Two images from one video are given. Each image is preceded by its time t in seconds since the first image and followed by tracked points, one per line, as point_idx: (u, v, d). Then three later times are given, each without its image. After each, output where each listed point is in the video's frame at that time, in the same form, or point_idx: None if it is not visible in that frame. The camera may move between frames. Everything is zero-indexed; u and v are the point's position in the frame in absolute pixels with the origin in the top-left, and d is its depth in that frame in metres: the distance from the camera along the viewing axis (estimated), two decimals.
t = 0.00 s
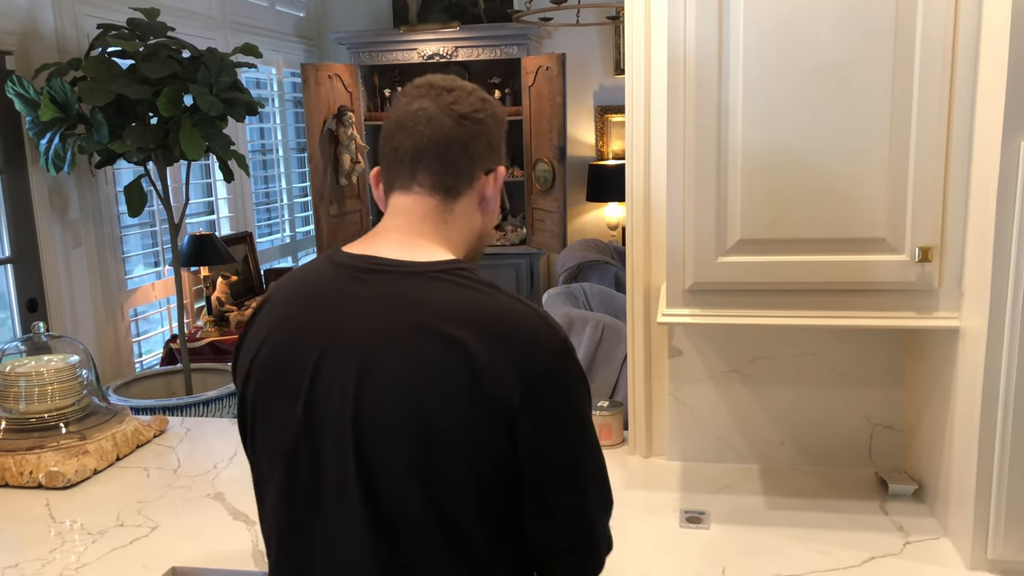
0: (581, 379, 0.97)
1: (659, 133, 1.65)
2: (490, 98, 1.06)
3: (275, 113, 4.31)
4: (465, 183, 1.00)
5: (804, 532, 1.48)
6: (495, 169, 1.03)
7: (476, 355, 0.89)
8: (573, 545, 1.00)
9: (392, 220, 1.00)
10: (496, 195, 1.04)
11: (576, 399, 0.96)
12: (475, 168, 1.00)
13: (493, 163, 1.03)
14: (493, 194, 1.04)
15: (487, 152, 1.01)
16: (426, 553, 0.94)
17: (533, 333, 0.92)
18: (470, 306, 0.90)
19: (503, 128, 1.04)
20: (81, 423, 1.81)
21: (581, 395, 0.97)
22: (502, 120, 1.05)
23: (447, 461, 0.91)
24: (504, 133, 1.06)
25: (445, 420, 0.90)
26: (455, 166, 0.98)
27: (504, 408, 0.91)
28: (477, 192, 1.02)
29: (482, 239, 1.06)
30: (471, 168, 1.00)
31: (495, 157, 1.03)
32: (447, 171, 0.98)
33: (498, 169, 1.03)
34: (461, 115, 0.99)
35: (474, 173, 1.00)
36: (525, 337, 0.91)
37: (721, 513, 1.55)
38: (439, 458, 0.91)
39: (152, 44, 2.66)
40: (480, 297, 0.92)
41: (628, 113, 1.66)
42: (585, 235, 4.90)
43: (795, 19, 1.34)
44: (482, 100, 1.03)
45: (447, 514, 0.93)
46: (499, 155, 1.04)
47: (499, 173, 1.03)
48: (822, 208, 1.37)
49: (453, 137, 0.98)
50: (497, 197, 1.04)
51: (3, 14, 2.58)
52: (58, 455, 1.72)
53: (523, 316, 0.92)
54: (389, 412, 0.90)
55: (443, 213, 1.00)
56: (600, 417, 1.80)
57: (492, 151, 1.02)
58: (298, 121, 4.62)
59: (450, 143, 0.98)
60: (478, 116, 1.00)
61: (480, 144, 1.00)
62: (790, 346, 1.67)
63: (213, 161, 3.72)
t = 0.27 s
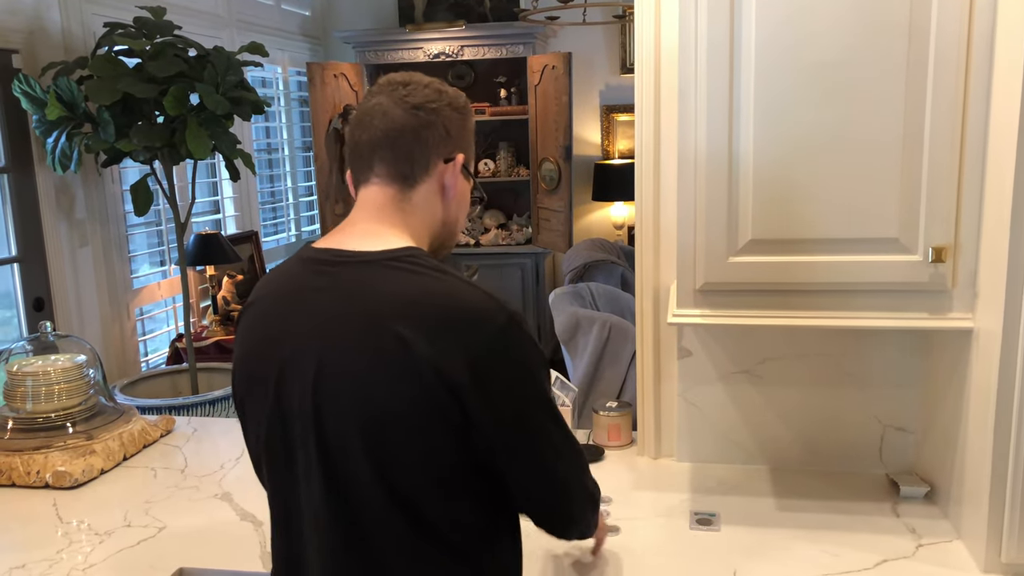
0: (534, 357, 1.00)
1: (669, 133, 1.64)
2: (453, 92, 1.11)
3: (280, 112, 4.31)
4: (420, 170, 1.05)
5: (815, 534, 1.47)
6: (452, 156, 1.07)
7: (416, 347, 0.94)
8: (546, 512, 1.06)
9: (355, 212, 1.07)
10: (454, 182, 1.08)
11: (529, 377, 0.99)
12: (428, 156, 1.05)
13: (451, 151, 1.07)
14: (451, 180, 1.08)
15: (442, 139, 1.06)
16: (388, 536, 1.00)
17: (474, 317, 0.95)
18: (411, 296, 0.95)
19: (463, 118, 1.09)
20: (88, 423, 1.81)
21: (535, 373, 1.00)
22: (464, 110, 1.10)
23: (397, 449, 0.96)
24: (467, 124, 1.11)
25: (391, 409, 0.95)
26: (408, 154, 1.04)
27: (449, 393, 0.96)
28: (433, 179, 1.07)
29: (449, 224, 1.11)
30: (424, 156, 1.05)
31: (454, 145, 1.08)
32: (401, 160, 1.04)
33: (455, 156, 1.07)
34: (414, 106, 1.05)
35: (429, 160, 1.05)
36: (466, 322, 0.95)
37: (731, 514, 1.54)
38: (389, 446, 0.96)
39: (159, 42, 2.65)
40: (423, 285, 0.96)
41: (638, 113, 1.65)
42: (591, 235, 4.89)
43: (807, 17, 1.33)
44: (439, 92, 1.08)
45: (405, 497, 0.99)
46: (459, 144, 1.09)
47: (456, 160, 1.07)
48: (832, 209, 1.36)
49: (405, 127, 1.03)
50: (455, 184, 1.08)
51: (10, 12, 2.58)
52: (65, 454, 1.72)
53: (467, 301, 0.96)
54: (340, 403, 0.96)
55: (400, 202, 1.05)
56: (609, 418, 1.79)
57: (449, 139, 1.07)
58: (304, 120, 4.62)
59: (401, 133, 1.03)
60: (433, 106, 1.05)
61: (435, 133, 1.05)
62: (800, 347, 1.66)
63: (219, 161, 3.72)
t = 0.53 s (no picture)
0: (516, 339, 1.02)
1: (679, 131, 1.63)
2: (465, 104, 1.14)
3: (284, 109, 4.29)
4: (416, 169, 1.08)
5: (825, 536, 1.45)
6: (450, 159, 1.09)
7: (393, 322, 0.98)
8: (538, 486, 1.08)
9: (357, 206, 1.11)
10: (451, 184, 1.10)
11: (509, 358, 1.01)
12: (426, 156, 1.08)
13: (450, 155, 1.09)
14: (448, 183, 1.10)
15: (442, 142, 1.08)
16: (367, 509, 1.04)
17: (452, 296, 0.98)
18: (392, 274, 0.99)
19: (468, 125, 1.11)
20: (92, 422, 1.80)
21: (516, 355, 1.02)
22: (471, 119, 1.12)
23: (373, 422, 1.00)
24: (474, 133, 1.13)
25: (368, 383, 0.99)
26: (406, 153, 1.07)
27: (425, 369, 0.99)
28: (430, 179, 1.09)
29: (448, 225, 1.13)
30: (420, 157, 1.08)
31: (455, 150, 1.10)
32: (398, 158, 1.08)
33: (454, 159, 1.09)
34: (417, 110, 1.09)
35: (426, 160, 1.08)
36: (443, 301, 0.98)
37: (739, 515, 1.53)
38: (367, 419, 1.00)
39: (163, 39, 2.64)
40: (404, 264, 1.00)
41: (647, 112, 1.63)
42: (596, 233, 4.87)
43: (818, 13, 1.31)
44: (447, 101, 1.11)
45: (384, 471, 1.03)
46: (461, 150, 1.11)
47: (454, 163, 1.09)
48: (842, 207, 1.35)
49: (405, 128, 1.07)
50: (451, 186, 1.10)
51: (13, 8, 2.57)
52: (69, 454, 1.71)
53: (447, 281, 0.99)
54: (322, 376, 1.01)
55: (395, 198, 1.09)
56: (616, 418, 1.78)
57: (449, 143, 1.09)
58: (308, 117, 4.61)
59: (400, 133, 1.07)
60: (435, 111, 1.09)
61: (434, 135, 1.08)
62: (809, 347, 1.65)
63: (223, 158, 3.70)
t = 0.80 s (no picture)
0: (516, 335, 1.02)
1: (684, 130, 1.62)
2: (491, 121, 1.15)
3: (287, 108, 4.29)
4: (430, 173, 1.10)
5: (831, 537, 1.45)
6: (465, 166, 1.10)
7: (395, 312, 0.99)
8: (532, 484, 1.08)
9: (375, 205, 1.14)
10: (463, 189, 1.10)
11: (506, 351, 1.01)
12: (441, 161, 1.09)
13: (466, 162, 1.10)
14: (461, 189, 1.10)
15: (460, 150, 1.10)
16: (363, 502, 1.03)
17: (452, 289, 0.99)
18: (394, 266, 1.00)
19: (487, 138, 1.12)
20: (96, 421, 1.80)
21: (516, 349, 1.02)
22: (492, 133, 1.13)
23: (373, 413, 1.00)
24: (495, 146, 1.13)
25: (368, 374, 0.99)
26: (422, 157, 1.10)
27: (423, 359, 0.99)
28: (444, 184, 1.10)
29: (459, 233, 1.13)
30: (436, 161, 1.09)
31: (472, 159, 1.11)
32: (415, 161, 1.10)
33: (469, 166, 1.10)
34: (439, 120, 1.11)
35: (441, 165, 1.10)
36: (444, 291, 0.99)
37: (744, 516, 1.52)
38: (366, 411, 1.00)
39: (166, 37, 2.63)
40: (406, 256, 1.01)
41: (651, 111, 1.63)
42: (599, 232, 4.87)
43: (825, 12, 1.31)
44: (470, 115, 1.13)
45: (381, 464, 1.02)
46: (479, 160, 1.11)
47: (468, 170, 1.10)
48: (848, 206, 1.34)
49: (425, 136, 1.10)
50: (464, 192, 1.10)
51: (16, 7, 2.57)
52: (73, 453, 1.71)
53: (446, 271, 1.00)
54: (322, 369, 1.01)
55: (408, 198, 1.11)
56: (620, 417, 1.78)
57: (466, 151, 1.10)
58: (311, 116, 4.60)
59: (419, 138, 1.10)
60: (456, 121, 1.11)
61: (452, 143, 1.10)
62: (814, 346, 1.64)
63: (227, 157, 3.70)
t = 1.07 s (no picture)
0: (508, 335, 1.01)
1: (684, 130, 1.62)
2: (501, 126, 1.15)
3: (288, 107, 4.29)
4: (437, 174, 1.10)
5: (830, 537, 1.44)
6: (472, 167, 1.10)
7: (383, 306, 0.99)
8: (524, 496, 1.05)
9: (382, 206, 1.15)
10: (470, 191, 1.10)
11: (493, 349, 0.99)
12: (448, 162, 1.09)
13: (473, 164, 1.10)
14: (468, 190, 1.10)
15: (468, 152, 1.10)
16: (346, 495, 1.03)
17: (441, 284, 0.98)
18: (386, 260, 1.00)
19: (496, 141, 1.12)
20: (94, 420, 1.80)
21: (506, 350, 1.00)
22: (501, 136, 1.13)
23: (362, 411, 1.00)
24: (503, 150, 1.13)
25: (356, 368, 0.99)
26: (430, 158, 1.10)
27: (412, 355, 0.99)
28: (451, 185, 1.10)
29: (466, 236, 1.13)
30: (443, 162, 1.09)
31: (480, 161, 1.10)
32: (423, 162, 1.10)
33: (476, 168, 1.09)
34: (448, 123, 1.11)
35: (448, 166, 1.10)
36: (430, 286, 0.98)
37: (744, 516, 1.52)
38: (353, 404, 1.00)
39: (166, 36, 2.63)
40: (397, 250, 1.01)
41: (651, 111, 1.62)
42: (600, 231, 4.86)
43: (825, 11, 1.30)
44: (479, 119, 1.13)
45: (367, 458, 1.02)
46: (487, 162, 1.11)
47: (475, 171, 1.09)
48: (849, 205, 1.34)
49: (433, 137, 1.10)
50: (471, 194, 1.10)
51: (17, 5, 2.57)
52: (72, 452, 1.71)
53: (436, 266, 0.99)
54: (313, 361, 1.01)
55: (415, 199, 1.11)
56: (620, 417, 1.77)
57: (473, 153, 1.10)
58: (312, 114, 4.60)
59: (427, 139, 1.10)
60: (464, 124, 1.11)
61: (459, 145, 1.10)
62: (814, 347, 1.64)
63: (227, 155, 3.70)
